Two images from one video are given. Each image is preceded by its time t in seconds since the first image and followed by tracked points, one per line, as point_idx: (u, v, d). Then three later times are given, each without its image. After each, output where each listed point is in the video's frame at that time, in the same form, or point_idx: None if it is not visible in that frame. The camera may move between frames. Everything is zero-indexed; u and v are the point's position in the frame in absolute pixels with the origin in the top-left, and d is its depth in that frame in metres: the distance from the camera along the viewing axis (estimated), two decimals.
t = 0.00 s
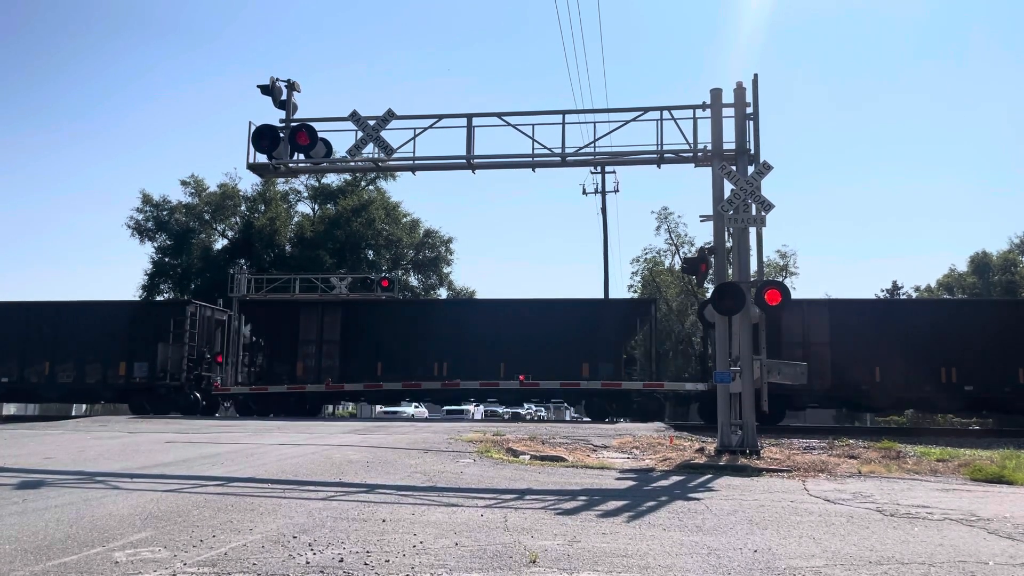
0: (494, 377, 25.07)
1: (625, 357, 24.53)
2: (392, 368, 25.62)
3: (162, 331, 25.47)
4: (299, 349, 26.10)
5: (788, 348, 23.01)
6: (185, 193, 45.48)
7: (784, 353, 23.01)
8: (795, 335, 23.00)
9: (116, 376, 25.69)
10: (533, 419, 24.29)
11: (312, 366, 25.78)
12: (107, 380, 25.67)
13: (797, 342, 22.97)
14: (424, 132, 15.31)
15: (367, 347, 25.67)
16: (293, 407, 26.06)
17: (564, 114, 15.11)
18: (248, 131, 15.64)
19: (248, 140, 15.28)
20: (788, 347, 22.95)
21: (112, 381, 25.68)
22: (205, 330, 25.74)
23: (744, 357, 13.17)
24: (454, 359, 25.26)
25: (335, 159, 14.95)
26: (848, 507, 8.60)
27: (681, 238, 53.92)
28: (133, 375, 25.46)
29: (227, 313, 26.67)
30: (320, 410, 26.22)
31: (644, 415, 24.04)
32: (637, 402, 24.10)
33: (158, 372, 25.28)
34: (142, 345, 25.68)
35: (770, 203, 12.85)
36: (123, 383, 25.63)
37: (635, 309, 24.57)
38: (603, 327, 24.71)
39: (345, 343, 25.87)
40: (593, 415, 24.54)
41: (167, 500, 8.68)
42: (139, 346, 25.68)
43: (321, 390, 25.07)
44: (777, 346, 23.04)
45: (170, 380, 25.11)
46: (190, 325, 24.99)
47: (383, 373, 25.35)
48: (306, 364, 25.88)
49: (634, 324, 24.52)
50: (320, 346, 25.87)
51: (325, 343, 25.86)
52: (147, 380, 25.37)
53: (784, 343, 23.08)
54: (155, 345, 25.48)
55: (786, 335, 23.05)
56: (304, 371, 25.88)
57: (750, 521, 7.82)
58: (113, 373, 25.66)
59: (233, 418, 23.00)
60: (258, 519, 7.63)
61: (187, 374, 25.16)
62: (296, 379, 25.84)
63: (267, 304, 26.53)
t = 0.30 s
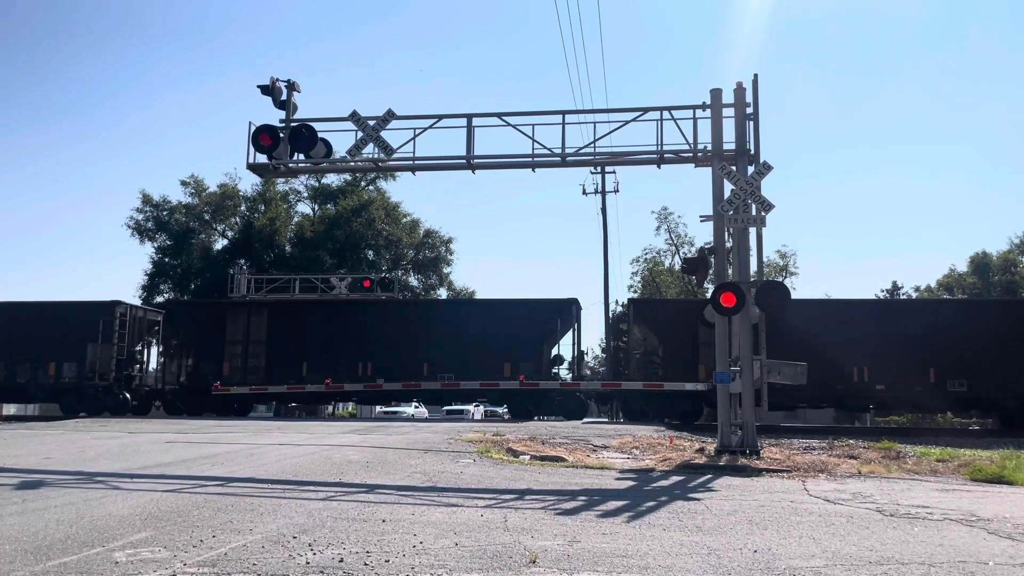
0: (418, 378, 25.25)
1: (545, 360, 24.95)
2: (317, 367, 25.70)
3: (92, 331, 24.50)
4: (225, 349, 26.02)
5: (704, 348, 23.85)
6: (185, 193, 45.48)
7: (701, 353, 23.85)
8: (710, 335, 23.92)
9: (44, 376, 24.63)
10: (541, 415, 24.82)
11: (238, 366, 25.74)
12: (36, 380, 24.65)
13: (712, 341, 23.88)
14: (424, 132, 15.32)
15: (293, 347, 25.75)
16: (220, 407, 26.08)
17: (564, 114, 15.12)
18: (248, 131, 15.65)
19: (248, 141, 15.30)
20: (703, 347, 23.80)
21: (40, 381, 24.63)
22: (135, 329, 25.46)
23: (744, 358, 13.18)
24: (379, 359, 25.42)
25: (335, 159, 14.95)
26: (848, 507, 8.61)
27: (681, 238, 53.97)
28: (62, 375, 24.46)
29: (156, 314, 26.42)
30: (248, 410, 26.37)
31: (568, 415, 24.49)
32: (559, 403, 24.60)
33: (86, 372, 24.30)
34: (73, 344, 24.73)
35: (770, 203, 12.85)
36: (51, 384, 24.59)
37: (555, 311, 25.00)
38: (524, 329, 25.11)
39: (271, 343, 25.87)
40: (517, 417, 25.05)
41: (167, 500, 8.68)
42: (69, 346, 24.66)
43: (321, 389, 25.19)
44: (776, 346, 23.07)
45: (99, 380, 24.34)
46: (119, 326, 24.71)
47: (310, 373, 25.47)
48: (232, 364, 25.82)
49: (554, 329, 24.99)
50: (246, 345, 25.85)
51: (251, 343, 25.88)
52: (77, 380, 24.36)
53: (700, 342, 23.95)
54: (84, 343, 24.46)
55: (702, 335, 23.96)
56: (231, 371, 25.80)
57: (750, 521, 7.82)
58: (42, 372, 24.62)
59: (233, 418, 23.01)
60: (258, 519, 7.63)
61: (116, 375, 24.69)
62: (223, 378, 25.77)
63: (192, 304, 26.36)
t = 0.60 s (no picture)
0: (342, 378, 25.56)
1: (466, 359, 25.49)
2: (244, 366, 25.93)
3: (21, 331, 23.96)
4: (151, 349, 26.21)
5: (623, 346, 24.34)
6: (185, 193, 45.47)
7: (620, 351, 24.35)
8: (630, 334, 24.35)
9: None
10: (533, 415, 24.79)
11: (165, 366, 26.00)
12: None
13: (631, 339, 24.29)
14: (424, 132, 15.30)
15: (220, 347, 25.99)
16: (150, 406, 26.30)
17: (564, 114, 15.11)
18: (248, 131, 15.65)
19: (248, 141, 15.29)
20: (622, 345, 24.29)
21: None
22: (67, 330, 25.05)
23: (744, 358, 13.18)
24: (303, 359, 25.72)
25: (335, 159, 14.95)
26: (847, 507, 8.61)
27: (681, 238, 54.01)
28: None
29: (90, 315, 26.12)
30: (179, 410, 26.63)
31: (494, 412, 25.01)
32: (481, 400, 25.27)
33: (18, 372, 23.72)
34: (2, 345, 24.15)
35: (770, 203, 12.85)
36: None
37: (477, 310, 25.42)
38: (446, 327, 25.50)
39: (200, 343, 26.14)
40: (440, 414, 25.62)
41: (166, 500, 8.68)
42: None
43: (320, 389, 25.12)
44: (776, 346, 23.12)
45: (30, 380, 23.75)
46: (51, 325, 24.28)
47: (238, 372, 25.74)
48: (159, 365, 26.05)
49: (477, 330, 25.46)
50: (174, 345, 26.09)
51: (178, 343, 26.14)
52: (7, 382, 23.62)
53: (620, 339, 24.38)
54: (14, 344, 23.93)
55: (622, 334, 24.37)
56: (158, 372, 26.04)
57: (749, 521, 7.82)
58: None
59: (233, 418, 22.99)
60: (257, 519, 7.63)
61: (46, 375, 24.10)
62: (151, 378, 25.98)
63: (120, 305, 26.25)
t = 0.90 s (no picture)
0: (268, 377, 26.02)
1: (391, 360, 25.79)
2: (172, 366, 26.37)
3: None
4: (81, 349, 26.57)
5: (544, 346, 24.75)
6: (184, 193, 45.48)
7: (541, 351, 24.77)
8: (551, 334, 24.77)
9: None
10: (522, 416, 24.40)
11: (94, 367, 26.37)
12: None
13: (552, 340, 24.72)
14: (424, 132, 15.30)
15: (149, 347, 26.48)
16: (78, 406, 26.50)
17: (564, 114, 15.12)
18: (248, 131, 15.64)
19: (248, 140, 15.27)
20: (543, 345, 24.70)
21: None
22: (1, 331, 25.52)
23: (743, 358, 13.17)
24: (230, 359, 26.20)
25: (335, 159, 14.94)
26: (847, 507, 8.60)
27: (681, 237, 54.01)
28: None
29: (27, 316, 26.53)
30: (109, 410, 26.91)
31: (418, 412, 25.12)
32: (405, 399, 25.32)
33: None
34: None
35: (770, 203, 12.84)
36: None
37: (402, 311, 25.86)
38: (372, 330, 25.91)
39: (128, 343, 26.52)
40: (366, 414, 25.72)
41: (167, 500, 8.69)
42: None
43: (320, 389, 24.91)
44: (774, 345, 23.19)
45: None
46: None
47: (166, 372, 26.15)
48: (89, 364, 26.45)
49: (401, 331, 25.85)
50: (102, 346, 26.49)
51: (107, 343, 26.51)
52: None
53: (541, 340, 24.81)
54: None
55: (543, 334, 24.80)
56: (87, 372, 26.42)
57: (750, 521, 7.82)
58: None
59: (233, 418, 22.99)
60: (257, 519, 7.63)
61: None
62: (79, 379, 26.34)
63: (48, 305, 26.51)
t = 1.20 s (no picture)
0: (194, 378, 26.13)
1: (314, 360, 25.69)
2: (101, 366, 26.54)
3: None
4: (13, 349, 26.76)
5: (465, 346, 25.03)
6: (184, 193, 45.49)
7: (463, 351, 25.05)
8: (472, 333, 25.06)
9: None
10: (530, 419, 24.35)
11: (23, 367, 26.56)
12: None
13: (474, 339, 25.04)
14: (424, 132, 15.30)
15: (79, 347, 26.65)
16: (11, 406, 26.78)
17: (564, 114, 15.12)
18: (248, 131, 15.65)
19: (248, 140, 15.27)
20: (465, 345, 24.97)
21: None
22: None
23: (743, 358, 13.17)
24: (157, 360, 26.34)
25: (335, 159, 14.95)
26: (847, 507, 8.61)
27: (681, 237, 54.06)
28: None
29: None
30: (42, 410, 27.12)
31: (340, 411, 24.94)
32: (327, 399, 25.00)
33: None
34: None
35: (769, 203, 12.85)
36: None
37: (326, 312, 25.69)
38: (295, 330, 25.79)
39: (57, 343, 26.69)
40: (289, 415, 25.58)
41: (167, 500, 8.69)
42: None
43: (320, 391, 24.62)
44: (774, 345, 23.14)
45: None
46: None
47: (94, 372, 26.32)
48: (19, 364, 26.63)
49: (324, 331, 25.73)
50: (32, 346, 26.63)
51: (37, 343, 26.68)
52: None
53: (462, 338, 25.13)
54: None
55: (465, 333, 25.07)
56: (16, 371, 26.58)
57: (750, 521, 7.83)
58: None
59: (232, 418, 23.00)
60: (258, 520, 7.64)
61: None
62: (9, 378, 26.51)
63: None
